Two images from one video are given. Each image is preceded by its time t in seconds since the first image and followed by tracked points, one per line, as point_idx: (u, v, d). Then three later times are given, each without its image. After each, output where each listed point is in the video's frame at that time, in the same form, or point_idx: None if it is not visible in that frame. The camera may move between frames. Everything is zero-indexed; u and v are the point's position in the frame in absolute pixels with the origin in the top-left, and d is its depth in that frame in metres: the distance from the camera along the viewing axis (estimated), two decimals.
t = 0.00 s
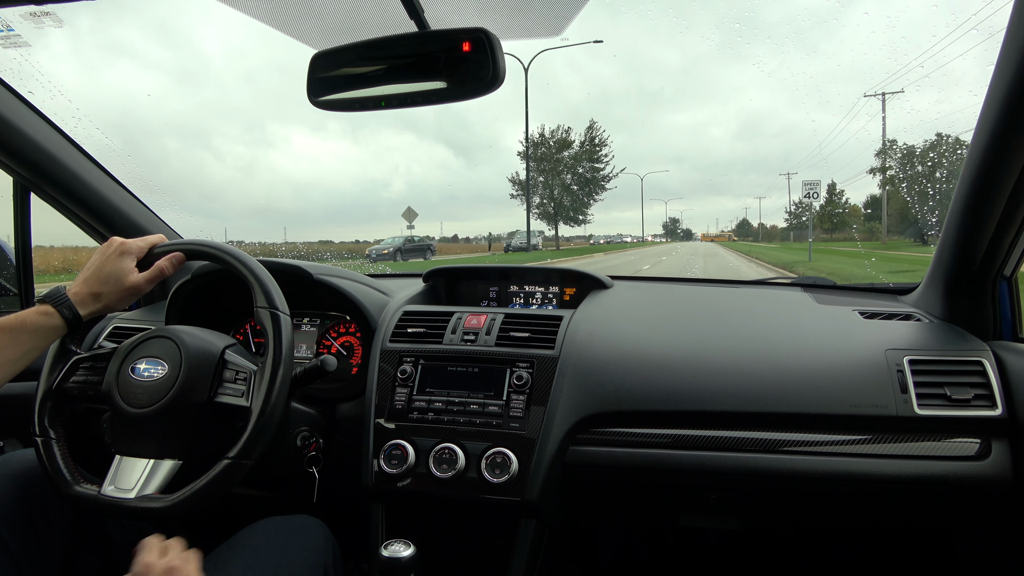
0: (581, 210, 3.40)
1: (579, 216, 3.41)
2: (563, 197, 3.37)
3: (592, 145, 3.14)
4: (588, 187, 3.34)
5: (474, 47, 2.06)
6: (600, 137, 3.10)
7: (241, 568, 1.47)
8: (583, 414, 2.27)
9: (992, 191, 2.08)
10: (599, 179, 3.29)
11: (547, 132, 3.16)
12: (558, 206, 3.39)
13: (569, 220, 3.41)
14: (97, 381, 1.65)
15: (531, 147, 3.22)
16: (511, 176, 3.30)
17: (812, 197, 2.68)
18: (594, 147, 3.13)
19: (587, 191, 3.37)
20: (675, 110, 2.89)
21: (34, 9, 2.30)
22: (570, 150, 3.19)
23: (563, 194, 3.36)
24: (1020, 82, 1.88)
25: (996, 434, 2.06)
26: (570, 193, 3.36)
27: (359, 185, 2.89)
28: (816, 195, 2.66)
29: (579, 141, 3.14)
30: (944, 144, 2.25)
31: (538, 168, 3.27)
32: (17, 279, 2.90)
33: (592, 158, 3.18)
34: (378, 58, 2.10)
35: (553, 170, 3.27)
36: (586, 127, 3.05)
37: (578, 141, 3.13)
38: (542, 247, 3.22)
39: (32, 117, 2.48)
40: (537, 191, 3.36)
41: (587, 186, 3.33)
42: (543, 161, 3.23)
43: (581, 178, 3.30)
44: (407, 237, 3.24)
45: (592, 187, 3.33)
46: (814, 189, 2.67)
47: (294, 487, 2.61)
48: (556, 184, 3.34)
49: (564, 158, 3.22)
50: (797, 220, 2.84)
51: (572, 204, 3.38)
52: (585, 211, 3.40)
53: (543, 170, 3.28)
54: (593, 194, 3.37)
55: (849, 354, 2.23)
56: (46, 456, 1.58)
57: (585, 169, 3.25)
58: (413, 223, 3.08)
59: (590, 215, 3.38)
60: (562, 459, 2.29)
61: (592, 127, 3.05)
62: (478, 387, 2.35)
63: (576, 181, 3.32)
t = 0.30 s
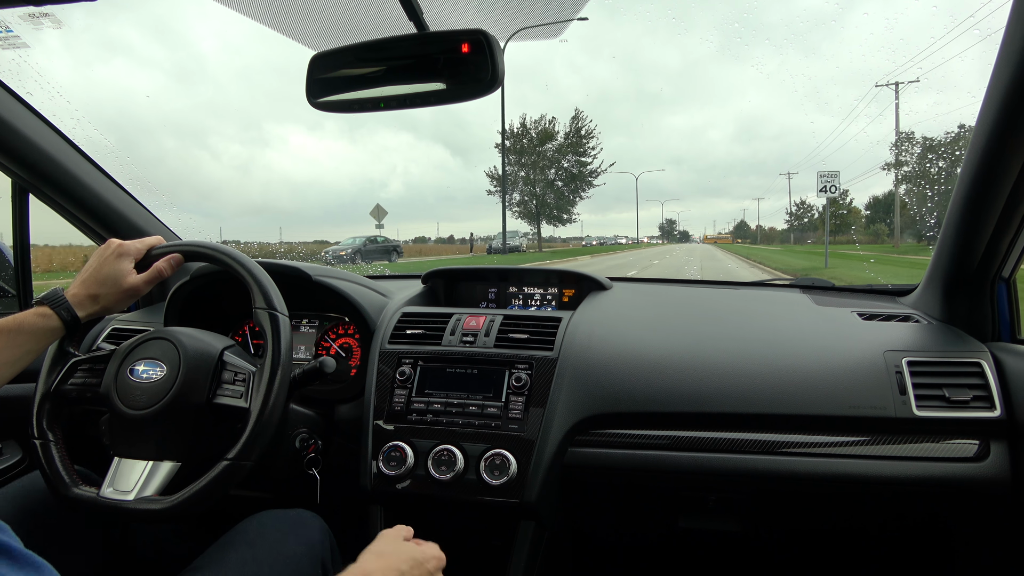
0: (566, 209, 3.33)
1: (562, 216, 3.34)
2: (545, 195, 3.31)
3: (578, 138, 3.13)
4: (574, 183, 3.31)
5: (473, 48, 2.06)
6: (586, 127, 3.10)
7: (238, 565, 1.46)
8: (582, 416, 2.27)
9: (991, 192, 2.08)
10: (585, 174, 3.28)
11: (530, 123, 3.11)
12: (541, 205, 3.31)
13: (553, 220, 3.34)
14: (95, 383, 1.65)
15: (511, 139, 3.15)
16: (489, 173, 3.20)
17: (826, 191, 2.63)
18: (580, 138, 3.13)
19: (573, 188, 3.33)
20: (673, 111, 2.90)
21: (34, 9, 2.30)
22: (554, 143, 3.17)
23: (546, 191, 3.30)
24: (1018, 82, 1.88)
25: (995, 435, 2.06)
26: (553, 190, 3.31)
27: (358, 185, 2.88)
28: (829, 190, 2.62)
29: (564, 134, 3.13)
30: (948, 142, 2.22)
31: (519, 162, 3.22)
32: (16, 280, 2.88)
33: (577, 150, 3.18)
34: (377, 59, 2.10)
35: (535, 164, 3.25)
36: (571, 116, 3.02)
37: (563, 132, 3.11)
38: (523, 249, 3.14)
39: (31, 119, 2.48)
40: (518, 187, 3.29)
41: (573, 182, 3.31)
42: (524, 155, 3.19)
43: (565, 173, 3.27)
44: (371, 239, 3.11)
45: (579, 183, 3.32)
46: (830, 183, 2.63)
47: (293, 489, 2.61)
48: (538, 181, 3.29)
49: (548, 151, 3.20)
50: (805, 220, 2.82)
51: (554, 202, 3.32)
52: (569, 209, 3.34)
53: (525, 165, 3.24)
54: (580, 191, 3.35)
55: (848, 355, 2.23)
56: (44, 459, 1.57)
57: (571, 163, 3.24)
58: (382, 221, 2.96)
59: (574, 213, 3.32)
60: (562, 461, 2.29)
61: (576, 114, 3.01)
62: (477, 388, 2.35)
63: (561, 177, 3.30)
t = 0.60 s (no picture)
0: (549, 206, 3.31)
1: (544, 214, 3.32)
2: (525, 191, 3.30)
3: (559, 127, 3.13)
4: (557, 177, 3.27)
5: (471, 50, 2.06)
6: (568, 116, 3.09)
7: (238, 567, 1.46)
8: (581, 418, 2.27)
9: (989, 193, 2.08)
10: (569, 167, 3.24)
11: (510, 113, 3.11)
12: (520, 201, 3.31)
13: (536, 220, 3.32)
14: (93, 386, 1.65)
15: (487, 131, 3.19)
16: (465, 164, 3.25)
17: (852, 179, 2.52)
18: (562, 129, 3.14)
19: (557, 184, 3.29)
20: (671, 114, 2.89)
21: (32, 11, 2.30)
22: (534, 133, 3.18)
23: (526, 187, 3.29)
24: (1015, 84, 1.89)
25: (994, 437, 2.07)
26: (533, 186, 3.29)
27: (355, 186, 2.90)
28: (856, 177, 2.51)
29: (545, 123, 3.13)
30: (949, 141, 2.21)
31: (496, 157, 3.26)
32: (14, 282, 2.86)
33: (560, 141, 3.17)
34: (374, 61, 2.09)
35: (515, 160, 3.26)
36: (553, 104, 3.02)
37: (543, 121, 3.10)
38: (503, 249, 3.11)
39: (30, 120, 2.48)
40: (496, 183, 3.30)
41: (555, 177, 3.26)
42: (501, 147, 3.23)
43: (547, 167, 3.24)
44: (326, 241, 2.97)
45: (562, 178, 3.26)
46: (855, 169, 2.51)
47: (293, 490, 2.61)
48: (517, 177, 3.28)
49: (528, 143, 3.20)
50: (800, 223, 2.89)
51: (536, 199, 3.30)
52: (552, 206, 3.32)
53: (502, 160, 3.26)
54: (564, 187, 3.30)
55: (846, 357, 2.24)
56: (43, 461, 1.57)
57: (553, 155, 3.22)
58: (346, 220, 2.97)
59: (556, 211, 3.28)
60: (560, 462, 2.29)
61: (558, 101, 3.00)
62: (476, 390, 2.35)
63: (544, 172, 3.26)
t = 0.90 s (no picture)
0: (526, 204, 3.19)
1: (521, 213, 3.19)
2: (501, 185, 3.15)
3: (542, 113, 3.03)
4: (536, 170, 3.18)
5: (472, 49, 2.06)
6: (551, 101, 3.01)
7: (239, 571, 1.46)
8: (581, 417, 2.27)
9: (990, 192, 2.08)
10: (551, 160, 3.18)
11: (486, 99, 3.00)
12: (495, 196, 3.14)
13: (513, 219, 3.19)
14: (93, 385, 1.65)
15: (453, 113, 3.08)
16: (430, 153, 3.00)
17: (894, 161, 2.31)
18: (545, 114, 3.04)
19: (536, 179, 3.20)
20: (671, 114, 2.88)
21: (32, 10, 2.30)
22: (512, 120, 3.06)
23: (503, 182, 3.14)
24: (1016, 82, 1.89)
25: (993, 436, 2.07)
26: (510, 180, 3.15)
27: (354, 188, 2.86)
28: (899, 159, 2.30)
29: (526, 109, 3.02)
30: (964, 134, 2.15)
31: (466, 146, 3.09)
32: (14, 281, 2.86)
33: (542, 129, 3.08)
34: (376, 61, 2.10)
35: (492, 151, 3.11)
36: (536, 85, 2.93)
37: (525, 107, 3.00)
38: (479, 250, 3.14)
39: (30, 119, 2.48)
40: (467, 176, 3.13)
41: (535, 169, 3.18)
42: (474, 136, 3.09)
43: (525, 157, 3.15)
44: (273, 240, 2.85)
45: (541, 172, 3.19)
46: (897, 151, 2.31)
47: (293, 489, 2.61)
48: (493, 168, 3.13)
49: (504, 131, 3.09)
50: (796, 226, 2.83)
51: (514, 194, 3.15)
52: (530, 204, 3.20)
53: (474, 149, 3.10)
54: (544, 182, 3.21)
55: (846, 356, 2.24)
56: (42, 461, 1.57)
57: (534, 145, 3.14)
58: (302, 218, 2.88)
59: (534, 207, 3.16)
60: (560, 461, 2.29)
61: (541, 84, 2.92)
62: (476, 389, 2.35)
63: (524, 164, 3.16)
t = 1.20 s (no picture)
0: (502, 198, 3.21)
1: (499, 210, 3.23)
2: (471, 179, 3.16)
3: (519, 97, 2.90)
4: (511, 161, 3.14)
5: (470, 52, 2.07)
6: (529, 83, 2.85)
7: None
8: (580, 420, 2.26)
9: (987, 195, 2.09)
10: (527, 149, 3.12)
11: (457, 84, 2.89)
12: (463, 190, 3.15)
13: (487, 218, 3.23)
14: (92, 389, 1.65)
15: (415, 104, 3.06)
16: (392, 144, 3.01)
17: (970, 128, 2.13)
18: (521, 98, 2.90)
19: (512, 171, 3.16)
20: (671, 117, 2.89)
21: (30, 13, 2.30)
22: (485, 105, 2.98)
23: (473, 174, 3.15)
24: (1014, 85, 1.89)
25: (992, 439, 2.07)
26: (480, 174, 3.16)
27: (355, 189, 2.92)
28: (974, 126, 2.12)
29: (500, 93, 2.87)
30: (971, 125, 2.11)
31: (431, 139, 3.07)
32: (12, 284, 2.85)
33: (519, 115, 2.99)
34: (373, 64, 2.10)
35: (460, 143, 3.10)
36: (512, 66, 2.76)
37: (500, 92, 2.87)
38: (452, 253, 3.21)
39: (28, 122, 2.47)
40: (434, 170, 3.15)
41: (509, 160, 3.14)
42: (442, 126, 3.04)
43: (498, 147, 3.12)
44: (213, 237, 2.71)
45: (518, 164, 3.14)
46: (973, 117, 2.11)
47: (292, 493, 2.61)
48: (461, 162, 3.13)
49: (475, 119, 3.05)
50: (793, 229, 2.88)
51: (485, 189, 3.16)
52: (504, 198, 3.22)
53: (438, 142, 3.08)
54: (520, 173, 3.17)
55: (844, 359, 2.24)
56: (41, 464, 1.56)
57: (507, 133, 3.07)
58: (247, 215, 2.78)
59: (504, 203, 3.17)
60: (559, 465, 2.29)
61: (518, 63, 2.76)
62: (474, 393, 2.35)
63: (496, 154, 3.14)
